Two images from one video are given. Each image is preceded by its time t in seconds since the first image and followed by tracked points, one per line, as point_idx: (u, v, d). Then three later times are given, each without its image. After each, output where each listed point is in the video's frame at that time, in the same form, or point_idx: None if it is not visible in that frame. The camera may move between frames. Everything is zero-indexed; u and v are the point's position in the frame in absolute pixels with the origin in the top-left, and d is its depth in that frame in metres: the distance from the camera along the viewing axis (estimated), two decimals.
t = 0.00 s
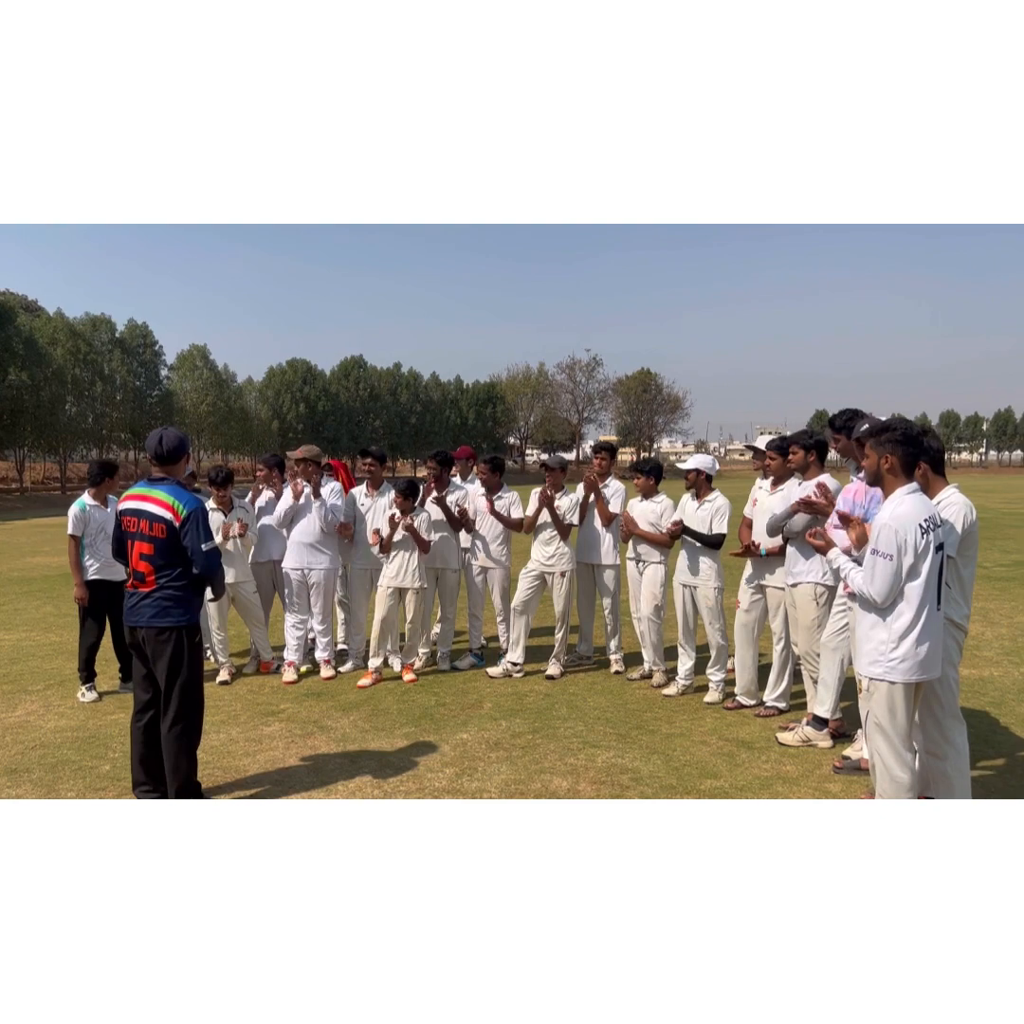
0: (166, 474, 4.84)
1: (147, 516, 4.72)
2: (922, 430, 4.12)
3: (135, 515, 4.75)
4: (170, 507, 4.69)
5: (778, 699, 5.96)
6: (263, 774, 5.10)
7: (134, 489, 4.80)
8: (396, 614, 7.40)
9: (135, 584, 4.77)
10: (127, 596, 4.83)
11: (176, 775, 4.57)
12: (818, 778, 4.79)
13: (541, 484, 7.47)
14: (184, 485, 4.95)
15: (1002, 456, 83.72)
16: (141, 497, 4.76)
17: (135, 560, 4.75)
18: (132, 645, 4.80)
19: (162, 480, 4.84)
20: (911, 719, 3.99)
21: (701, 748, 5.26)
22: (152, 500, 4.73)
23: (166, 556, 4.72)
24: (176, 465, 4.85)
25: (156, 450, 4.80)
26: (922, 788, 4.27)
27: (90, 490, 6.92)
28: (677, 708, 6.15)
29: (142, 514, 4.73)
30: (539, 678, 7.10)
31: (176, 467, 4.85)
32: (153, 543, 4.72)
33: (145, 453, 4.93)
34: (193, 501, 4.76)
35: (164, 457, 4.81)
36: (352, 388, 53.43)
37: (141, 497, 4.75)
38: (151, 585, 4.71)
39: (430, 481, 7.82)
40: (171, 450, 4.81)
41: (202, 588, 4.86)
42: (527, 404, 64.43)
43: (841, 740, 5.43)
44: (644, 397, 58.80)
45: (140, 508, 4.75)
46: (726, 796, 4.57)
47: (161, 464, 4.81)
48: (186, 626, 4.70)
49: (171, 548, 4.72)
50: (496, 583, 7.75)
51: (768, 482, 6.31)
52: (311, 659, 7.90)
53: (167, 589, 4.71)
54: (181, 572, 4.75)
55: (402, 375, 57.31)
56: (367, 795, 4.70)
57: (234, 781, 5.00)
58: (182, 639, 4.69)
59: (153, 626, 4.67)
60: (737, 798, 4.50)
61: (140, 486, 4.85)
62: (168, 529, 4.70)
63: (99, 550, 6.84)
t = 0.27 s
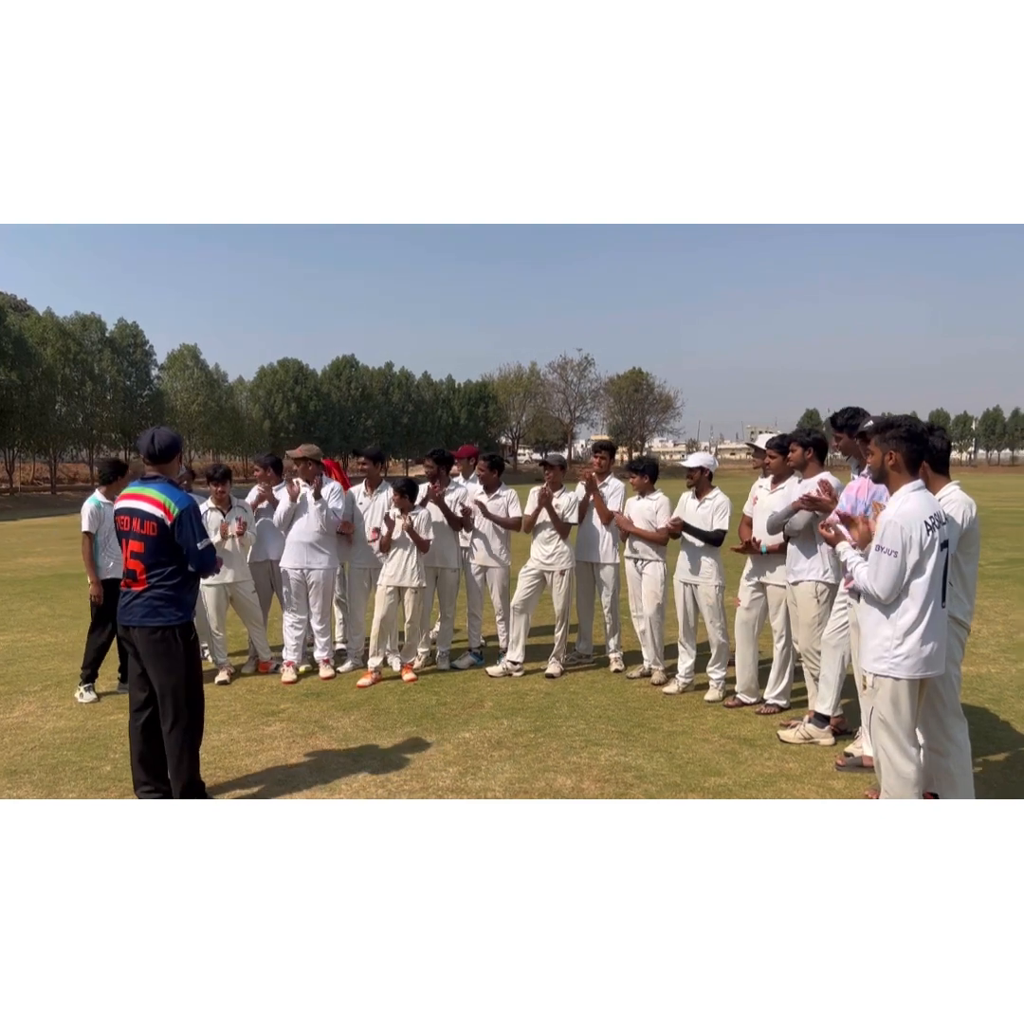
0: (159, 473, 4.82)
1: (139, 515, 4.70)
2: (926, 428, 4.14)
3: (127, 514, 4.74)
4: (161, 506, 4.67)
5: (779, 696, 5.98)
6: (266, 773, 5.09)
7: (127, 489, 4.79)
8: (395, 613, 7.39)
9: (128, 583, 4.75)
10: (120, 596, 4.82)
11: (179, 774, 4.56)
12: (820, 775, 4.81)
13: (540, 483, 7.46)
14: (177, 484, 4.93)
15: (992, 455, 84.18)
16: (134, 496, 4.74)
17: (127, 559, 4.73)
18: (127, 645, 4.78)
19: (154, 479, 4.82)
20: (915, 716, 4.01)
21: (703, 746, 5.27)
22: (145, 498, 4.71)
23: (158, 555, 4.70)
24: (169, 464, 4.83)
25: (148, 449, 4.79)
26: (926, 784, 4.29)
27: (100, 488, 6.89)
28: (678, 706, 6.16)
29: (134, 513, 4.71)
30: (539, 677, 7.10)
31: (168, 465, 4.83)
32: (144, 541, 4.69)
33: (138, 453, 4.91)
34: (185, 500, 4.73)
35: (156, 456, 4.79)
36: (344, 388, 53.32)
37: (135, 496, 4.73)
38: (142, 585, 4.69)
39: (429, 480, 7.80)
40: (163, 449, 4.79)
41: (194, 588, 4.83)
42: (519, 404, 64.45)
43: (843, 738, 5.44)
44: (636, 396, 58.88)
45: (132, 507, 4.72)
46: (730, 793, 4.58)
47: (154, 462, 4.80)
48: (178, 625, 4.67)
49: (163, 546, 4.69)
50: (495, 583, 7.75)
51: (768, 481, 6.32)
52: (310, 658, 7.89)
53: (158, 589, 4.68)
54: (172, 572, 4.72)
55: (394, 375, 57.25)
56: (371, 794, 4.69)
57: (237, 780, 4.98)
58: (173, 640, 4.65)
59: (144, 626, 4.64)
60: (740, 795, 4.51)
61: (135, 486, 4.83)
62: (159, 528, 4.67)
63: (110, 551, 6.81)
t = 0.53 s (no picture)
0: (152, 473, 4.80)
1: (131, 515, 4.68)
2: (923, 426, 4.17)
3: (119, 514, 4.72)
4: (152, 506, 4.64)
5: (776, 693, 6.01)
6: (265, 772, 5.08)
7: (120, 489, 4.78)
8: (391, 612, 7.38)
9: (122, 583, 4.74)
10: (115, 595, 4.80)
11: (180, 773, 4.55)
12: (819, 771, 4.84)
13: (536, 482, 7.47)
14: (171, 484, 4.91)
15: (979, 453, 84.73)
16: (126, 496, 4.72)
17: (121, 559, 4.72)
18: (124, 645, 4.77)
19: (146, 478, 4.80)
20: (913, 711, 4.04)
21: (702, 743, 5.29)
22: (137, 499, 4.69)
23: (151, 555, 4.68)
24: (161, 464, 4.81)
25: (140, 450, 4.77)
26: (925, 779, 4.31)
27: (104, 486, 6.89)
28: (675, 703, 6.18)
29: (126, 513, 4.69)
30: (536, 675, 7.11)
31: (161, 465, 4.80)
32: (137, 541, 4.67)
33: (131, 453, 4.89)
34: (176, 499, 4.70)
35: (148, 456, 4.76)
36: (334, 387, 53.16)
37: (126, 496, 4.71)
38: (136, 585, 4.67)
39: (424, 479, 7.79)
40: (154, 449, 4.76)
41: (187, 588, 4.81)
42: (510, 403, 64.47)
43: (839, 734, 5.47)
44: (626, 395, 58.96)
45: (124, 507, 4.70)
46: (730, 789, 4.60)
47: (147, 463, 4.78)
48: (173, 625, 4.66)
49: (155, 546, 4.68)
50: (491, 581, 7.75)
51: (764, 479, 6.35)
52: (305, 657, 7.87)
53: (151, 589, 4.66)
54: (164, 572, 4.70)
55: (384, 374, 57.14)
56: (371, 793, 4.69)
57: (236, 779, 4.96)
58: (167, 640, 4.63)
59: (138, 625, 4.62)
60: (740, 792, 4.54)
61: (128, 486, 4.82)
62: (150, 529, 4.64)
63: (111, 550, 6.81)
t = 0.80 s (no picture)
0: (142, 471, 4.78)
1: (122, 514, 4.66)
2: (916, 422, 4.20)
3: (111, 512, 4.71)
4: (142, 504, 4.62)
5: (769, 689, 6.04)
6: (261, 770, 5.07)
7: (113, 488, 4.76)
8: (384, 610, 7.38)
9: (117, 581, 4.73)
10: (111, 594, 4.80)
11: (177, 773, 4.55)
12: (813, 766, 4.88)
13: (529, 479, 7.47)
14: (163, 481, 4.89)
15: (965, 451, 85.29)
16: (116, 495, 4.70)
17: (115, 558, 4.70)
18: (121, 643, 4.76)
19: (138, 476, 4.78)
20: (908, 706, 4.07)
21: (697, 739, 5.32)
22: (127, 498, 4.67)
23: (144, 553, 4.66)
24: (152, 462, 4.79)
25: (130, 449, 4.75)
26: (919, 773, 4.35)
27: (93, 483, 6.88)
28: (669, 700, 6.21)
29: (117, 511, 4.68)
30: (530, 673, 7.12)
31: (152, 463, 4.78)
32: (129, 539, 4.65)
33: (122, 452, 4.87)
34: (166, 497, 4.67)
35: (138, 454, 4.75)
36: (323, 385, 52.99)
37: (116, 495, 4.69)
38: (130, 583, 4.65)
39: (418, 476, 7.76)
40: (145, 447, 4.75)
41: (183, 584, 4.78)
42: (499, 401, 64.46)
43: (832, 730, 5.50)
44: (616, 394, 59.03)
45: (116, 505, 4.69)
46: (725, 785, 4.63)
47: (137, 461, 4.76)
48: (168, 622, 4.64)
49: (147, 544, 4.66)
50: (485, 579, 7.76)
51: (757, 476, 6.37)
52: (299, 656, 7.86)
53: (145, 586, 4.65)
54: (158, 569, 4.67)
55: (373, 372, 57.01)
56: (368, 790, 4.69)
57: (231, 778, 4.96)
58: (163, 637, 4.61)
59: (134, 623, 4.61)
60: (736, 787, 4.56)
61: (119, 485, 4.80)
62: (141, 527, 4.62)
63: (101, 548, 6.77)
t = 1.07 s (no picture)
0: (136, 468, 4.77)
1: (116, 512, 4.65)
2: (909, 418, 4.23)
3: (103, 510, 4.70)
4: (135, 501, 4.62)
5: (762, 685, 6.07)
6: (255, 768, 5.06)
7: (106, 486, 4.75)
8: (377, 607, 7.37)
9: (111, 579, 4.71)
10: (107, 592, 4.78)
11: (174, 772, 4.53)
12: (806, 762, 4.91)
13: (522, 477, 7.47)
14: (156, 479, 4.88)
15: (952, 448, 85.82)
16: (109, 493, 4.68)
17: (109, 556, 4.69)
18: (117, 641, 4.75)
19: (130, 474, 4.78)
20: (903, 701, 4.10)
21: (690, 735, 5.35)
22: (121, 495, 4.65)
23: (138, 551, 4.64)
24: (145, 459, 4.77)
25: (122, 447, 4.73)
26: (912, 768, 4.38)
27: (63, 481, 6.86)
28: (662, 696, 6.24)
29: (110, 509, 4.67)
30: (523, 670, 7.14)
31: (145, 461, 4.77)
32: (123, 536, 4.64)
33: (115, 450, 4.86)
34: (159, 493, 4.66)
35: (130, 452, 4.73)
36: (312, 382, 52.79)
37: (110, 493, 4.68)
38: (125, 580, 4.63)
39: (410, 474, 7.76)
40: (137, 445, 4.72)
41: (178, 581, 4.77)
42: (489, 398, 64.46)
43: (824, 726, 5.54)
44: (606, 391, 59.07)
45: (109, 503, 4.68)
46: (719, 781, 4.66)
47: (129, 459, 4.75)
48: (164, 619, 4.61)
49: (141, 541, 4.64)
50: (478, 576, 7.76)
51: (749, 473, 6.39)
52: (291, 653, 7.85)
53: (140, 583, 4.63)
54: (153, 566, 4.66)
55: (363, 368, 56.85)
56: (364, 787, 4.70)
57: (225, 776, 4.95)
58: (159, 634, 4.60)
59: (130, 621, 4.60)
60: (729, 783, 4.59)
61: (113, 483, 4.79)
62: (133, 524, 4.62)
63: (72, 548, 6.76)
